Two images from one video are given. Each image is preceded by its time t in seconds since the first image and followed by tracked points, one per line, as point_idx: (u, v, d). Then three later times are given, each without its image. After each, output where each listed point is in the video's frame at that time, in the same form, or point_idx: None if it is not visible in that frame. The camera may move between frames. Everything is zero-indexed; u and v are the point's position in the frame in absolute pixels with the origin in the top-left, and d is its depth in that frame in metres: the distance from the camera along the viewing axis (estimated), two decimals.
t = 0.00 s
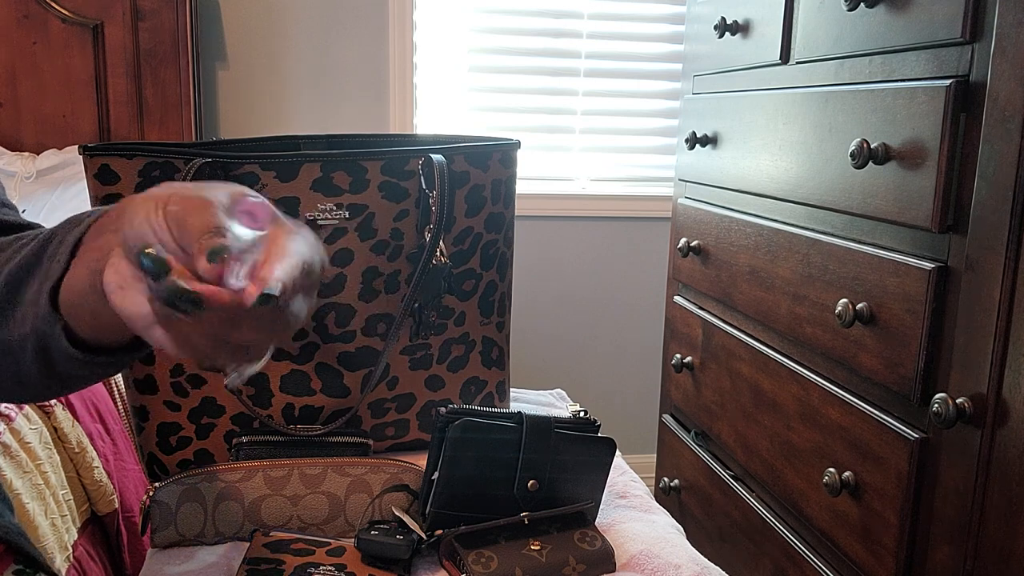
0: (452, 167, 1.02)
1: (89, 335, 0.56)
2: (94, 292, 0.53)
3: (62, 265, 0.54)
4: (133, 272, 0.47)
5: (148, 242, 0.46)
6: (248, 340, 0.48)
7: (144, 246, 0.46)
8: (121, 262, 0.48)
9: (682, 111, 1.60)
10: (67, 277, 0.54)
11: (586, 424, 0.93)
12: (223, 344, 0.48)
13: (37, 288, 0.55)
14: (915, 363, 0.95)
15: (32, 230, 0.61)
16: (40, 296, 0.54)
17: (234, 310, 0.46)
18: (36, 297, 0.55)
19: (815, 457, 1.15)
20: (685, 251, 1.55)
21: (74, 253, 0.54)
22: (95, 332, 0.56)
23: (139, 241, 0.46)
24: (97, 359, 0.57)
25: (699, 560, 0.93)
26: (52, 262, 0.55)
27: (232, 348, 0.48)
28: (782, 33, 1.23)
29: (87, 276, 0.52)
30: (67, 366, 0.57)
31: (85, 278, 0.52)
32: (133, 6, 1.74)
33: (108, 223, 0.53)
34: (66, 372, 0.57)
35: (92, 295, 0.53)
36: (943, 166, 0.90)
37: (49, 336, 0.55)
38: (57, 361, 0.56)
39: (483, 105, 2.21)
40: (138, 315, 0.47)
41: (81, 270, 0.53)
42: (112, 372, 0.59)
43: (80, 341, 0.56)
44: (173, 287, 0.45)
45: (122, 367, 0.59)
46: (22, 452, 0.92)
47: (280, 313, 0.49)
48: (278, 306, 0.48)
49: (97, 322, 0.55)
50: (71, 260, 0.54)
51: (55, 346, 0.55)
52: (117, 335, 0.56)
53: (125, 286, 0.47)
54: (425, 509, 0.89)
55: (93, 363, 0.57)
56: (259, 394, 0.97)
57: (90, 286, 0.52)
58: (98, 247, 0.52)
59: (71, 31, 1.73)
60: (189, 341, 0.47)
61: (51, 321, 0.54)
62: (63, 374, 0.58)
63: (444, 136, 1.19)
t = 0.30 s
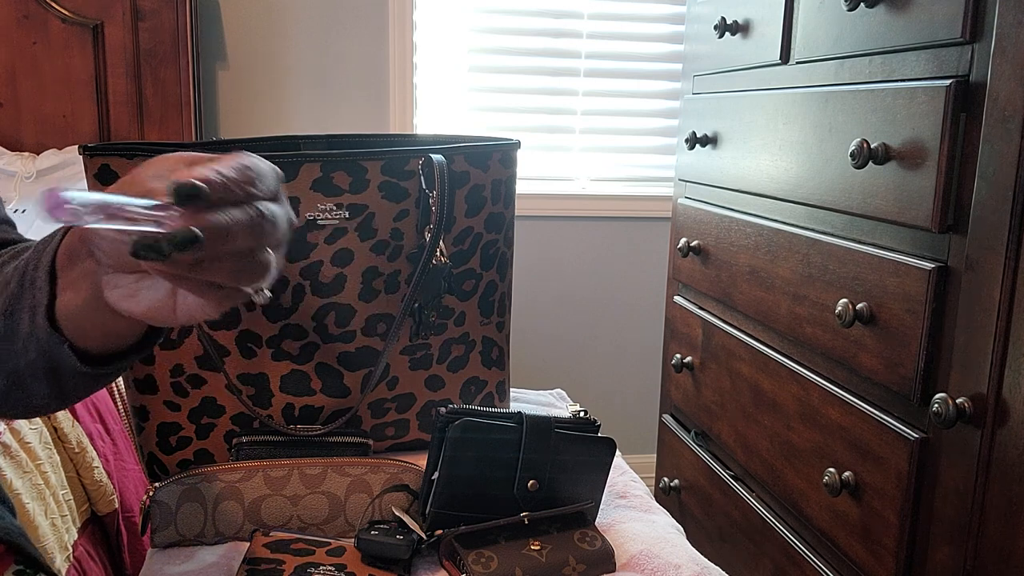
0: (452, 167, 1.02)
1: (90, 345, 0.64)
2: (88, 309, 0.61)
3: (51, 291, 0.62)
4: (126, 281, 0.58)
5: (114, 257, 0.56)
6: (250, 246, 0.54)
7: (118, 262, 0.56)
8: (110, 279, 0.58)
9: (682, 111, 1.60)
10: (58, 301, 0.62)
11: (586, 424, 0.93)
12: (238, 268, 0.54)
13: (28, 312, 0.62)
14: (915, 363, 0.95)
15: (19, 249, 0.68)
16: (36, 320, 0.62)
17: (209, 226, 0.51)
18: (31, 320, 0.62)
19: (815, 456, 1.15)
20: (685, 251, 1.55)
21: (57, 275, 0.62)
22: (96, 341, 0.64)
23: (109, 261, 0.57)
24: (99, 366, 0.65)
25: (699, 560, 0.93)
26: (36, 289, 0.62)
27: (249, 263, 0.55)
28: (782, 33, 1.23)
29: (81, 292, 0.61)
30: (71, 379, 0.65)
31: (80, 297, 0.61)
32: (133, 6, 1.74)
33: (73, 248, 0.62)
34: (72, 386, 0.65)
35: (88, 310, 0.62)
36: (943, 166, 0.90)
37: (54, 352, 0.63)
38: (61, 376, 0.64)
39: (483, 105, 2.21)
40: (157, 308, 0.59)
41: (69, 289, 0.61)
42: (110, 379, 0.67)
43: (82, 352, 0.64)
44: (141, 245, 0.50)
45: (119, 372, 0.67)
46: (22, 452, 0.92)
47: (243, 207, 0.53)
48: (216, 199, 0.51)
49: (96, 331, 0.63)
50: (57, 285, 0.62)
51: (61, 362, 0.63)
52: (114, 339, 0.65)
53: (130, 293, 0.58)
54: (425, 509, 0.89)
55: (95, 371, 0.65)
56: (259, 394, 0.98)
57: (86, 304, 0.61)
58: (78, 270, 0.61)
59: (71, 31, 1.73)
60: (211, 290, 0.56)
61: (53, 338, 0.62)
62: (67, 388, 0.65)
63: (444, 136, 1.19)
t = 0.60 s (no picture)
0: (452, 167, 1.02)
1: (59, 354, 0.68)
2: (53, 318, 0.65)
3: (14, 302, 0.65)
4: (90, 287, 0.63)
5: (79, 261, 0.61)
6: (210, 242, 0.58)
7: (83, 267, 0.62)
8: (74, 287, 0.63)
9: (681, 111, 1.61)
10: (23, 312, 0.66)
11: (586, 424, 0.93)
12: (200, 263, 0.58)
13: None
14: (915, 362, 0.95)
15: None
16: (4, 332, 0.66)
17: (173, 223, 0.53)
18: None
19: (816, 456, 1.15)
20: (685, 251, 1.55)
21: (23, 289, 0.66)
22: (61, 348, 0.68)
23: (73, 267, 0.62)
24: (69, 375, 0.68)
25: (699, 560, 0.93)
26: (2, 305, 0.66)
27: (211, 258, 0.59)
28: (782, 33, 1.23)
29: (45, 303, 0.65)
30: (43, 391, 0.68)
31: (44, 308, 0.65)
32: (133, 6, 1.74)
33: (38, 261, 0.66)
34: (48, 397, 0.68)
35: (54, 319, 0.65)
36: (943, 166, 0.90)
37: (22, 361, 0.66)
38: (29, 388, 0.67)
39: (483, 105, 2.21)
40: (120, 311, 0.64)
41: (33, 301, 0.65)
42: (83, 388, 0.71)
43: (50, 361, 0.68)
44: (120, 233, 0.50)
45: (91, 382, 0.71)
46: (22, 452, 0.92)
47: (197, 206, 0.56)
48: (170, 197, 0.55)
49: (64, 339, 0.67)
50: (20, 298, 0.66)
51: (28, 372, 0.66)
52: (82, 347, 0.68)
53: (93, 299, 0.64)
54: (425, 509, 0.89)
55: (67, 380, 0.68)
56: (259, 394, 0.97)
57: (51, 313, 0.65)
58: (41, 282, 0.65)
59: (71, 31, 1.73)
60: (170, 285, 0.61)
61: (20, 348, 0.66)
62: (39, 399, 0.68)
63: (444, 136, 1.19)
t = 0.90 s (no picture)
0: (452, 167, 1.02)
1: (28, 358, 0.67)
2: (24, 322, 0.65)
3: None
4: (65, 284, 0.62)
5: (53, 259, 0.60)
6: (181, 231, 0.59)
7: (57, 263, 0.61)
8: (47, 287, 0.62)
9: (681, 111, 1.60)
10: None
11: (586, 424, 0.93)
12: (170, 250, 0.59)
13: None
14: (915, 362, 0.95)
15: None
16: None
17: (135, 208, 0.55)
18: None
19: (816, 456, 1.15)
20: (685, 251, 1.55)
21: None
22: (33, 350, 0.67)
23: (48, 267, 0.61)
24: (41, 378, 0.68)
25: (699, 560, 0.93)
26: None
27: (182, 248, 0.60)
28: (782, 33, 1.23)
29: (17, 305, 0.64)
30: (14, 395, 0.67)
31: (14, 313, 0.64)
32: (133, 6, 1.74)
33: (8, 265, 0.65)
34: (20, 401, 0.68)
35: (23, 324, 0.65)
36: (943, 166, 0.90)
37: None
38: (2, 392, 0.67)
39: (483, 105, 2.21)
40: (93, 305, 0.62)
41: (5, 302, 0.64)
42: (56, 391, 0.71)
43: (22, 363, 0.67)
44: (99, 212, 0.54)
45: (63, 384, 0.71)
46: (22, 452, 0.92)
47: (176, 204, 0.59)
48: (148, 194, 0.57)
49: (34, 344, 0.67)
50: None
51: None
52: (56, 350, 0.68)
53: (68, 296, 0.62)
54: (425, 509, 0.89)
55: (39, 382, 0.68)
56: (259, 394, 0.98)
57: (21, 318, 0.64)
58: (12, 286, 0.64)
59: (71, 31, 1.73)
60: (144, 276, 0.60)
61: None
62: (9, 404, 0.68)
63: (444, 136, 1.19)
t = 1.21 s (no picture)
0: (452, 167, 1.02)
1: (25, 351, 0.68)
2: (20, 314, 0.66)
3: None
4: (68, 279, 0.63)
5: (66, 252, 0.62)
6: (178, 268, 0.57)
7: (67, 257, 0.62)
8: (49, 276, 0.63)
9: (681, 111, 1.60)
10: None
11: (586, 424, 0.93)
12: (163, 281, 0.58)
13: None
14: (915, 362, 0.95)
15: None
16: None
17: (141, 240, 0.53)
18: None
19: (816, 456, 1.15)
20: (685, 251, 1.55)
21: None
22: (26, 344, 0.68)
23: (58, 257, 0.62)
24: (33, 373, 0.68)
25: (699, 560, 0.93)
26: None
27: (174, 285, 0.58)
28: (782, 33, 1.23)
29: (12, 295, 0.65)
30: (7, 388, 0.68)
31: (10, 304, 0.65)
32: (133, 6, 1.74)
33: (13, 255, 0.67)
34: (11, 396, 0.69)
35: (19, 315, 0.66)
36: (943, 166, 0.90)
37: None
38: None
39: (483, 105, 2.21)
40: (82, 307, 0.62)
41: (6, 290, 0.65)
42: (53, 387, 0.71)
43: (13, 356, 0.68)
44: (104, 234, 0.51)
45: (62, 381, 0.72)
46: (22, 452, 0.92)
47: (199, 245, 0.57)
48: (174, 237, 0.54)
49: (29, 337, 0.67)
50: None
51: None
52: (46, 345, 0.69)
53: (64, 292, 0.63)
54: (425, 509, 0.89)
55: (29, 377, 0.68)
56: (259, 394, 0.98)
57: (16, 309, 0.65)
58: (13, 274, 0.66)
59: (71, 31, 1.73)
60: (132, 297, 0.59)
61: None
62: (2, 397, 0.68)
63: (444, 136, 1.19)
